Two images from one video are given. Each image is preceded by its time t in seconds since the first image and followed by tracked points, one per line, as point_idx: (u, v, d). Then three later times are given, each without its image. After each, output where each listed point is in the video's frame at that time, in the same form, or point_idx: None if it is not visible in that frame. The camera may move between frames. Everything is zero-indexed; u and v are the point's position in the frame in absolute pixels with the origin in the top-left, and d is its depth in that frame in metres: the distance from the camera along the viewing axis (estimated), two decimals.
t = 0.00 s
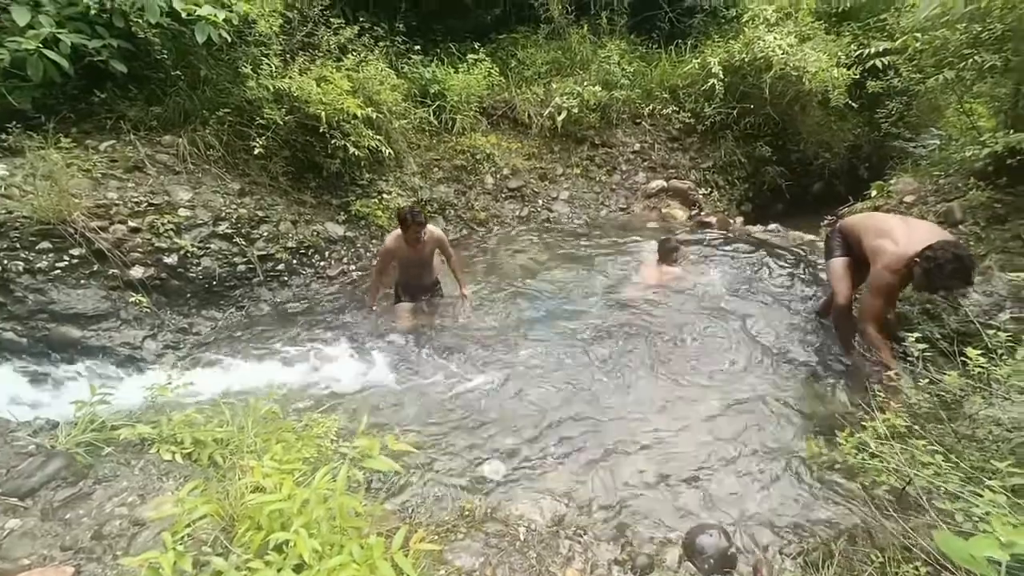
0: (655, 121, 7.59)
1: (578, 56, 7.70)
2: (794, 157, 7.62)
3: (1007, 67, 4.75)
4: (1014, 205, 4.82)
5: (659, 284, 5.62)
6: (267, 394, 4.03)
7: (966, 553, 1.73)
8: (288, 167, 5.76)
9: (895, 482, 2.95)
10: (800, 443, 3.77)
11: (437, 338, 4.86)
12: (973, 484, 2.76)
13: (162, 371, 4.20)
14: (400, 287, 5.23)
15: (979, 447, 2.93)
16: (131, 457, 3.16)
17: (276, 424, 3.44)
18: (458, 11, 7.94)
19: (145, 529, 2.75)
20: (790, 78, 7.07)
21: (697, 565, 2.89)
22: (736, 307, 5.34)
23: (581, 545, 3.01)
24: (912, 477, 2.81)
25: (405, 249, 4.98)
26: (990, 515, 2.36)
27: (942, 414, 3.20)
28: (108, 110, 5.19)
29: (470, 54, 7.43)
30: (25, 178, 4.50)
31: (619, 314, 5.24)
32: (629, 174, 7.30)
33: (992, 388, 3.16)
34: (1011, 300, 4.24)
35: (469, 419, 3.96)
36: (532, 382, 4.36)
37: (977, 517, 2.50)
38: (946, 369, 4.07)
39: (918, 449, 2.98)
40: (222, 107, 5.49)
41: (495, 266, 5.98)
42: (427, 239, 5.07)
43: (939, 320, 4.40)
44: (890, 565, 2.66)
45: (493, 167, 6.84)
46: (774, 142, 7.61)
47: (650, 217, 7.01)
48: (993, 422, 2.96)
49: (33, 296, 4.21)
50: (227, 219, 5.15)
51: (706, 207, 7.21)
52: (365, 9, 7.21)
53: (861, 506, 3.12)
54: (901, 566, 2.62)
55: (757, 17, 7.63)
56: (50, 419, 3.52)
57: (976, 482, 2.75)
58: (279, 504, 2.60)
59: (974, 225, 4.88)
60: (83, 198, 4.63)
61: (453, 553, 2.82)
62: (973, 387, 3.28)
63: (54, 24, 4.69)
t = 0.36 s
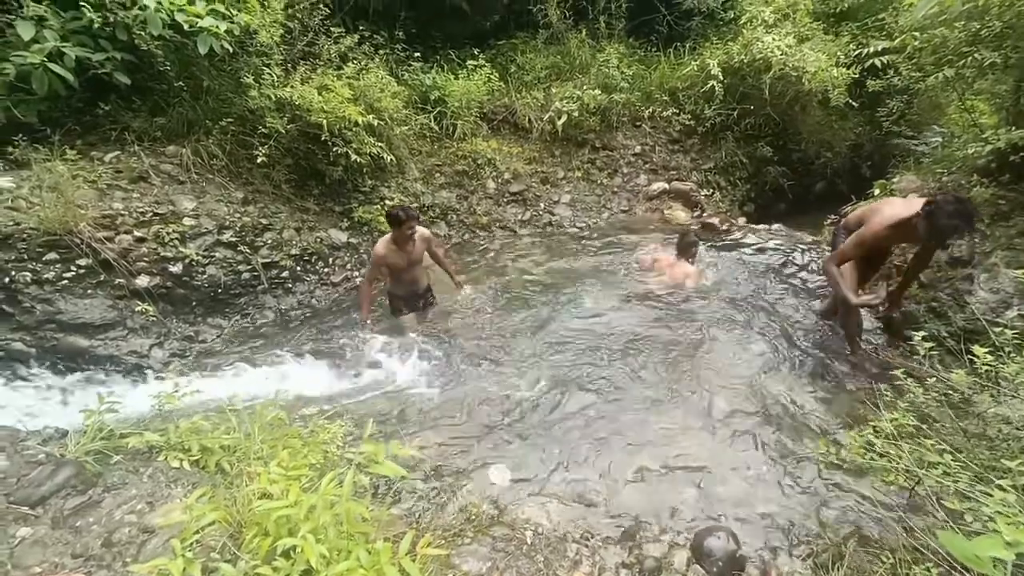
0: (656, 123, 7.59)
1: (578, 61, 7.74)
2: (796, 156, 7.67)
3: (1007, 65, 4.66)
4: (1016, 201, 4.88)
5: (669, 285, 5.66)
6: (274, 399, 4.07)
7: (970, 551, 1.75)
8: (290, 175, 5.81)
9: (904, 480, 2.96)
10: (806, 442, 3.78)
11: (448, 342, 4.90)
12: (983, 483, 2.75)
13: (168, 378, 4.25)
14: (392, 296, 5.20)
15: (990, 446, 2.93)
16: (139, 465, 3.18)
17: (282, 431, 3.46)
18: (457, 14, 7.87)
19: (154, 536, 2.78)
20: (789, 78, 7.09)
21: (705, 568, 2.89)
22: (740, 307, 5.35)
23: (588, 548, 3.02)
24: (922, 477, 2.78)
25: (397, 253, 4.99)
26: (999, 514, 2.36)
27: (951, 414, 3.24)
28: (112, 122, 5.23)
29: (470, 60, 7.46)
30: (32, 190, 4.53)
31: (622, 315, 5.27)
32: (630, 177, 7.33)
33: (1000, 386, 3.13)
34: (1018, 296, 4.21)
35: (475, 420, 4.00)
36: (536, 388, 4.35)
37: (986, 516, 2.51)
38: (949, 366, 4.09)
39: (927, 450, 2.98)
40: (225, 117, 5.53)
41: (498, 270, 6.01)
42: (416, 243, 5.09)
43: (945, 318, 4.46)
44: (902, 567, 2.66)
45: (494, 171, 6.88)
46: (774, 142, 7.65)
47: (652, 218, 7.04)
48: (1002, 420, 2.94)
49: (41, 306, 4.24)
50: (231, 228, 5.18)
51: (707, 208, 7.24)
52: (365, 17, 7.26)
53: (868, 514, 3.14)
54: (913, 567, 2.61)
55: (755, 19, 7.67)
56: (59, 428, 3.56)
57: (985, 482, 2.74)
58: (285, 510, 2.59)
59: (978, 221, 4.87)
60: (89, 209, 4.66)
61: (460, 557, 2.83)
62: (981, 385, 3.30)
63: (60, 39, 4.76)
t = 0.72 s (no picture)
0: (665, 131, 7.62)
1: (587, 68, 7.78)
2: (806, 164, 7.59)
3: (1022, 74, 4.73)
4: None
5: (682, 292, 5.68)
6: (280, 400, 4.11)
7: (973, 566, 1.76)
8: (302, 179, 5.87)
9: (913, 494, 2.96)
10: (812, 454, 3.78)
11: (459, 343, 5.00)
12: (993, 496, 2.78)
13: (176, 381, 4.30)
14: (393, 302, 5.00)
15: (1002, 459, 2.95)
16: (149, 465, 3.23)
17: (290, 433, 3.50)
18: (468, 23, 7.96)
19: (162, 535, 2.82)
20: (800, 86, 7.14)
21: None
22: (747, 316, 5.36)
23: (592, 555, 3.04)
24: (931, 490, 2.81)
25: (401, 253, 4.87)
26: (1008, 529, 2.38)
27: (963, 426, 3.22)
28: (129, 127, 5.30)
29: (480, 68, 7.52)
30: (50, 194, 4.63)
31: (628, 322, 5.30)
32: (639, 185, 7.35)
33: (1013, 400, 3.24)
34: None
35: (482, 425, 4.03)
36: (541, 395, 4.37)
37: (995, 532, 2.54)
38: (958, 378, 4.09)
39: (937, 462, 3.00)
40: (238, 123, 5.59)
41: (505, 276, 6.03)
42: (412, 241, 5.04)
43: (958, 330, 4.42)
44: None
45: (503, 177, 6.91)
46: (784, 151, 7.60)
47: (660, 226, 7.06)
48: (1015, 434, 3.00)
49: (56, 307, 4.31)
50: (242, 231, 5.24)
51: (716, 216, 7.28)
52: (378, 25, 7.36)
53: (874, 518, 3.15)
54: None
55: (765, 28, 7.69)
56: (71, 427, 3.62)
57: (997, 496, 2.76)
58: (291, 512, 2.63)
59: (992, 232, 4.99)
60: (105, 212, 4.73)
61: (464, 561, 2.86)
62: (993, 398, 3.38)
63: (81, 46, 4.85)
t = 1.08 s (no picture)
0: (666, 128, 7.62)
1: (588, 65, 7.77)
2: (807, 162, 7.58)
3: None
4: None
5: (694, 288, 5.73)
6: (283, 399, 4.12)
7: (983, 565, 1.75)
8: (303, 177, 5.88)
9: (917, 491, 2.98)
10: (816, 451, 3.78)
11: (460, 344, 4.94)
12: (998, 494, 2.78)
13: (179, 380, 4.31)
14: (413, 296, 5.03)
15: (1005, 457, 2.95)
16: (152, 463, 3.23)
17: (292, 431, 3.50)
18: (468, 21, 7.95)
19: (166, 533, 2.83)
20: (802, 83, 7.05)
21: None
22: (749, 313, 5.35)
23: (594, 554, 3.04)
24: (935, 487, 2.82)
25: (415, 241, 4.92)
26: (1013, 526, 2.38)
27: (965, 425, 3.22)
28: (130, 126, 5.31)
29: (481, 66, 7.51)
30: (52, 192, 4.62)
31: (630, 319, 5.30)
32: (639, 182, 7.34)
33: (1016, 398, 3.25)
34: None
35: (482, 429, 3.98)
36: (544, 393, 4.36)
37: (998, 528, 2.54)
38: (961, 374, 4.09)
39: (940, 459, 3.00)
40: (240, 121, 5.59)
41: (507, 274, 6.03)
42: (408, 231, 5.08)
43: (960, 327, 4.43)
44: None
45: (504, 176, 6.90)
46: (786, 148, 7.61)
47: (661, 222, 7.05)
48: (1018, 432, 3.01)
49: (58, 306, 4.32)
50: (245, 229, 5.24)
51: (717, 213, 7.26)
52: (378, 23, 7.35)
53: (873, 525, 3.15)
54: None
55: (767, 24, 7.59)
56: (75, 425, 3.62)
57: (1001, 493, 2.77)
58: (295, 510, 2.64)
59: (994, 230, 4.94)
60: (107, 210, 4.72)
61: (467, 559, 2.87)
62: (996, 396, 3.39)
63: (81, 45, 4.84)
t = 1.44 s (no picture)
0: (663, 132, 7.61)
1: (586, 68, 7.74)
2: (804, 165, 7.62)
3: (1018, 76, 4.70)
4: None
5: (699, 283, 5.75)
6: (279, 400, 4.10)
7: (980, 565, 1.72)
8: (300, 179, 5.85)
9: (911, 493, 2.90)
10: (814, 454, 3.78)
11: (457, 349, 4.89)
12: (992, 496, 2.71)
13: (174, 380, 4.29)
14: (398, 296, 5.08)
15: (1000, 459, 2.88)
16: (147, 465, 3.21)
17: (288, 434, 3.48)
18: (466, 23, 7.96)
19: (160, 536, 2.81)
20: (798, 87, 7.13)
21: None
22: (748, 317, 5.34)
23: (591, 556, 3.02)
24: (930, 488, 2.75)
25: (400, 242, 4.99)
26: (1007, 527, 2.28)
27: (960, 427, 3.19)
28: (127, 126, 5.30)
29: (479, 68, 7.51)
30: (47, 193, 4.62)
31: (627, 322, 5.29)
32: (637, 185, 7.34)
33: (1011, 400, 3.15)
34: None
35: (477, 431, 3.96)
36: (540, 396, 4.34)
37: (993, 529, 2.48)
38: (959, 377, 4.06)
39: (935, 462, 2.96)
40: (237, 122, 5.60)
41: (504, 276, 6.02)
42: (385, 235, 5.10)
43: (956, 330, 4.39)
44: None
45: (502, 177, 6.88)
46: (783, 151, 7.63)
47: (659, 225, 7.04)
48: (1012, 433, 2.95)
49: (53, 307, 4.29)
50: (241, 230, 5.22)
51: (714, 215, 7.27)
52: (376, 25, 7.36)
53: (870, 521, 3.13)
54: None
55: (763, 28, 7.59)
56: (69, 427, 3.60)
57: (997, 495, 2.71)
58: (292, 512, 2.62)
59: (988, 234, 4.95)
60: (102, 211, 4.71)
61: (464, 562, 2.85)
62: (990, 397, 3.31)
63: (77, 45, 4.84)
